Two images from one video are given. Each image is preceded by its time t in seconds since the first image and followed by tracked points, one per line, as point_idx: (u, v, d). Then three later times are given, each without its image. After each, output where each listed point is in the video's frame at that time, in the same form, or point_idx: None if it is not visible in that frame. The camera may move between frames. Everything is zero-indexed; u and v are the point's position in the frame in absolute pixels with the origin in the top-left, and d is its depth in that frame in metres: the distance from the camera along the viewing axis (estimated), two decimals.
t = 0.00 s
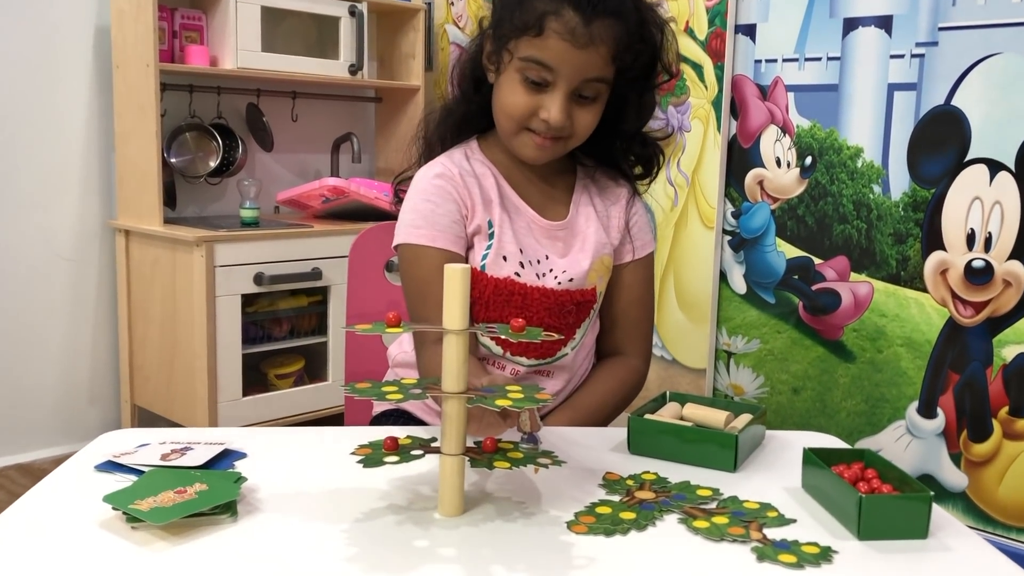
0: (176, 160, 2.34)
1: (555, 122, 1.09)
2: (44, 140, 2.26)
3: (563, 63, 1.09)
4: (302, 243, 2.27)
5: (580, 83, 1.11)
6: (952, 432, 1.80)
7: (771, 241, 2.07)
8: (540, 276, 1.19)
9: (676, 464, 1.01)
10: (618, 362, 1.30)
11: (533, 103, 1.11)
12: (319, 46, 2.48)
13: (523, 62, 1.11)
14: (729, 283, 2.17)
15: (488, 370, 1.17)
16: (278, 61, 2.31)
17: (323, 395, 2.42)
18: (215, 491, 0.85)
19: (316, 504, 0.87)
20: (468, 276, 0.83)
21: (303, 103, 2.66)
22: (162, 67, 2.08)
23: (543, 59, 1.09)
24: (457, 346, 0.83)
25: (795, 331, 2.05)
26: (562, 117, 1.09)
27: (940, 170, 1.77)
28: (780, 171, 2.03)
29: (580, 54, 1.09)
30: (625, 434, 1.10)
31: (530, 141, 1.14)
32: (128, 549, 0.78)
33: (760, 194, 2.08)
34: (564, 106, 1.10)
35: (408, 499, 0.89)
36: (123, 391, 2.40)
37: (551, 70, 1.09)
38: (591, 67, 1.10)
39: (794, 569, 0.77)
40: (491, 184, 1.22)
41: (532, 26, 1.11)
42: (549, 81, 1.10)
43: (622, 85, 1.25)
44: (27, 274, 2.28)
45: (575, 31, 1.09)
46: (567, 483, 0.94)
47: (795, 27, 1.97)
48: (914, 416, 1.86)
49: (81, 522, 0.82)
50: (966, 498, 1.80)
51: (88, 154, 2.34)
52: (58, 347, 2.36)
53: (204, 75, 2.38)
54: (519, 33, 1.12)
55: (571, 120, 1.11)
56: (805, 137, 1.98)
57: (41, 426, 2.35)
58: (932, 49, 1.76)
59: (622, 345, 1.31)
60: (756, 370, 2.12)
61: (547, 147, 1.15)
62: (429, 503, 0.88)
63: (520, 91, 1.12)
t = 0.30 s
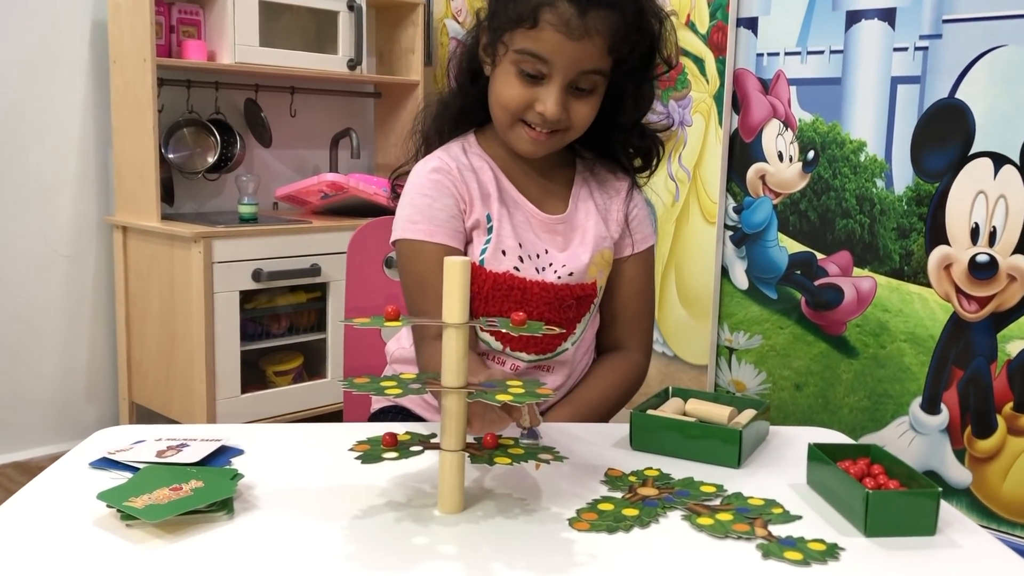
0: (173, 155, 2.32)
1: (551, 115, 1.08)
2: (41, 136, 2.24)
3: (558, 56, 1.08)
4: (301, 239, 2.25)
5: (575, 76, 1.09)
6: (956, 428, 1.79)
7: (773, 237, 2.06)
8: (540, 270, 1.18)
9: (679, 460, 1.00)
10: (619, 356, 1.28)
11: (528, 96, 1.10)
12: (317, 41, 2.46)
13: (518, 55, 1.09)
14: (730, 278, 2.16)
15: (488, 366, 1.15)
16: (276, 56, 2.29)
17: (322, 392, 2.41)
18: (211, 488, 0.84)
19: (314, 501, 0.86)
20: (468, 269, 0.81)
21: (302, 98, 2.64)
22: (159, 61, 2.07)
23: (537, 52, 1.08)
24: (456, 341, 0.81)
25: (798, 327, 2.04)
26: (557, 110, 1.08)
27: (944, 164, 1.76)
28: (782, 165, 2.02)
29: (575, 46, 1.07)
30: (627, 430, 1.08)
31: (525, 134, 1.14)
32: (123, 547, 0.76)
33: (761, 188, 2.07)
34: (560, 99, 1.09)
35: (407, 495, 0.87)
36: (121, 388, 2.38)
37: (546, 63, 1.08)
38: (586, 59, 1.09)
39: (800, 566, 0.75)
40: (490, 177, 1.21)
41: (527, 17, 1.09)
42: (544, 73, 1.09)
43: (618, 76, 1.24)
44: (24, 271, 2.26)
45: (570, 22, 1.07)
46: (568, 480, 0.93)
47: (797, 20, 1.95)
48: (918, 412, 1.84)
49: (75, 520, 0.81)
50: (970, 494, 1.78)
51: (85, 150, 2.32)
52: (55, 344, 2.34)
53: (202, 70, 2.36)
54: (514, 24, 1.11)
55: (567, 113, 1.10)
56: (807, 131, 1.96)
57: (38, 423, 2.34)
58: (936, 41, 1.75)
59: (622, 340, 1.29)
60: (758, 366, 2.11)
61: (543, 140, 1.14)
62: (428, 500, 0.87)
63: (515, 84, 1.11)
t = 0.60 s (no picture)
0: (171, 152, 2.31)
1: (548, 108, 1.07)
2: (38, 132, 2.23)
3: (554, 48, 1.06)
4: (299, 235, 2.24)
5: (572, 69, 1.08)
6: (960, 424, 1.78)
7: (774, 233, 2.05)
8: (537, 265, 1.16)
9: (682, 457, 0.98)
10: (620, 351, 1.27)
11: (524, 89, 1.08)
12: (316, 37, 2.45)
13: (514, 47, 1.08)
14: (732, 275, 2.14)
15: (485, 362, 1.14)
16: (274, 51, 2.28)
17: (321, 389, 2.40)
18: (208, 485, 0.82)
19: (312, 499, 0.84)
20: (467, 263, 0.80)
21: (301, 95, 2.63)
22: (156, 57, 2.05)
23: (534, 44, 1.07)
24: (456, 336, 0.80)
25: (800, 323, 2.03)
26: (554, 103, 1.07)
27: (947, 159, 1.74)
28: (785, 160, 2.00)
29: (572, 38, 1.06)
30: (629, 426, 1.07)
31: (521, 128, 1.13)
32: (117, 545, 0.75)
33: (763, 183, 2.05)
34: (557, 92, 1.07)
35: (406, 492, 0.86)
36: (119, 385, 2.37)
37: (542, 55, 1.07)
38: (583, 51, 1.07)
39: (807, 563, 0.74)
40: (485, 172, 1.20)
41: (523, 9, 1.07)
42: (541, 66, 1.08)
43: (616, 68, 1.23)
44: (21, 268, 2.25)
45: (567, 14, 1.06)
46: (570, 476, 0.91)
47: (799, 14, 1.94)
48: (921, 408, 1.83)
49: (69, 518, 0.79)
50: (974, 491, 1.77)
51: (82, 146, 2.31)
52: (53, 341, 2.33)
53: (200, 66, 2.34)
54: (510, 16, 1.09)
55: (564, 106, 1.09)
56: (809, 126, 1.95)
57: (36, 421, 2.33)
58: (940, 35, 1.73)
59: (622, 334, 1.28)
60: (760, 363, 2.09)
61: (539, 133, 1.13)
62: (428, 497, 0.85)
63: (511, 77, 1.09)
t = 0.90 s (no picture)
0: (169, 148, 2.30)
1: (539, 98, 1.06)
2: (35, 129, 2.22)
3: (545, 37, 1.05)
4: (299, 232, 2.23)
5: (563, 58, 1.07)
6: (965, 420, 1.76)
7: (777, 228, 2.03)
8: (529, 256, 1.15)
9: (686, 453, 0.97)
10: (619, 345, 1.25)
11: (516, 79, 1.07)
12: (315, 34, 2.44)
13: (505, 37, 1.07)
14: (734, 271, 2.13)
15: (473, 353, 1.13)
16: (273, 47, 2.27)
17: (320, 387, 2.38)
18: (205, 482, 0.81)
19: (310, 495, 0.83)
20: (468, 254, 0.78)
21: (299, 91, 2.61)
22: (154, 53, 2.04)
23: (524, 33, 1.05)
24: (456, 330, 0.78)
25: (802, 320, 2.01)
26: (545, 92, 1.06)
27: (948, 155, 1.74)
28: (787, 155, 1.99)
29: (563, 27, 1.05)
30: (632, 422, 1.06)
31: (514, 118, 1.12)
32: (113, 542, 0.74)
33: (766, 179, 2.04)
34: (548, 82, 1.06)
35: (406, 489, 0.85)
36: (117, 384, 2.36)
37: (534, 45, 1.05)
38: (574, 40, 1.06)
39: (814, 559, 0.73)
40: (476, 165, 1.19)
41: None
42: (532, 56, 1.06)
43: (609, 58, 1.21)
44: (18, 265, 2.24)
45: (557, 2, 1.04)
46: (572, 472, 0.90)
47: (801, 8, 1.93)
48: (925, 405, 1.82)
49: (64, 515, 0.78)
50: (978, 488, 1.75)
51: (79, 143, 2.30)
52: (51, 339, 2.32)
53: (198, 62, 2.33)
54: (502, 5, 1.08)
55: (555, 96, 1.08)
56: (812, 121, 1.94)
57: (34, 421, 2.31)
58: (943, 28, 1.72)
59: (620, 328, 1.26)
60: (763, 360, 2.08)
61: (531, 124, 1.12)
62: (428, 494, 0.84)
63: (502, 67, 1.08)
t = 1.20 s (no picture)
0: (168, 145, 2.29)
1: (525, 82, 1.06)
2: (33, 126, 2.20)
3: (521, 22, 1.04)
4: (298, 229, 2.21)
5: (544, 38, 1.06)
6: (970, 418, 1.74)
7: (781, 224, 2.02)
8: (512, 235, 1.19)
9: (693, 450, 0.96)
10: (623, 339, 1.24)
11: (500, 66, 1.07)
12: (314, 30, 2.42)
13: (484, 26, 1.07)
14: (737, 268, 2.13)
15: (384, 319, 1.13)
16: (272, 43, 2.25)
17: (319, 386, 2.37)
18: (202, 479, 0.79)
19: (311, 492, 0.81)
20: (470, 247, 0.77)
21: (299, 87, 2.60)
22: (152, 48, 2.02)
23: (499, 18, 1.05)
24: (459, 323, 0.77)
25: (806, 317, 2.00)
26: (531, 75, 1.06)
27: (955, 148, 1.71)
28: (791, 151, 1.98)
29: (541, 9, 1.04)
30: (637, 419, 1.04)
31: (505, 107, 1.12)
32: (108, 540, 0.72)
33: (769, 174, 2.03)
34: (531, 66, 1.06)
35: (408, 485, 0.83)
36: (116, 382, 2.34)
37: (511, 29, 1.05)
38: (552, 18, 1.05)
39: (825, 556, 0.71)
40: (456, 151, 1.21)
41: None
42: (512, 41, 1.06)
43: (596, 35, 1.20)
44: (16, 262, 2.22)
45: None
46: (576, 468, 0.89)
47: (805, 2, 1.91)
48: (930, 402, 1.80)
49: (58, 512, 0.76)
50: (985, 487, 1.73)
51: (77, 139, 2.28)
52: (49, 337, 2.30)
53: (197, 58, 2.31)
54: None
55: (541, 78, 1.07)
56: (816, 116, 1.93)
57: (33, 420, 2.29)
58: (948, 21, 1.70)
59: (623, 322, 1.25)
60: (766, 357, 2.07)
61: (524, 110, 1.11)
62: (430, 490, 0.82)
63: (486, 56, 1.08)
